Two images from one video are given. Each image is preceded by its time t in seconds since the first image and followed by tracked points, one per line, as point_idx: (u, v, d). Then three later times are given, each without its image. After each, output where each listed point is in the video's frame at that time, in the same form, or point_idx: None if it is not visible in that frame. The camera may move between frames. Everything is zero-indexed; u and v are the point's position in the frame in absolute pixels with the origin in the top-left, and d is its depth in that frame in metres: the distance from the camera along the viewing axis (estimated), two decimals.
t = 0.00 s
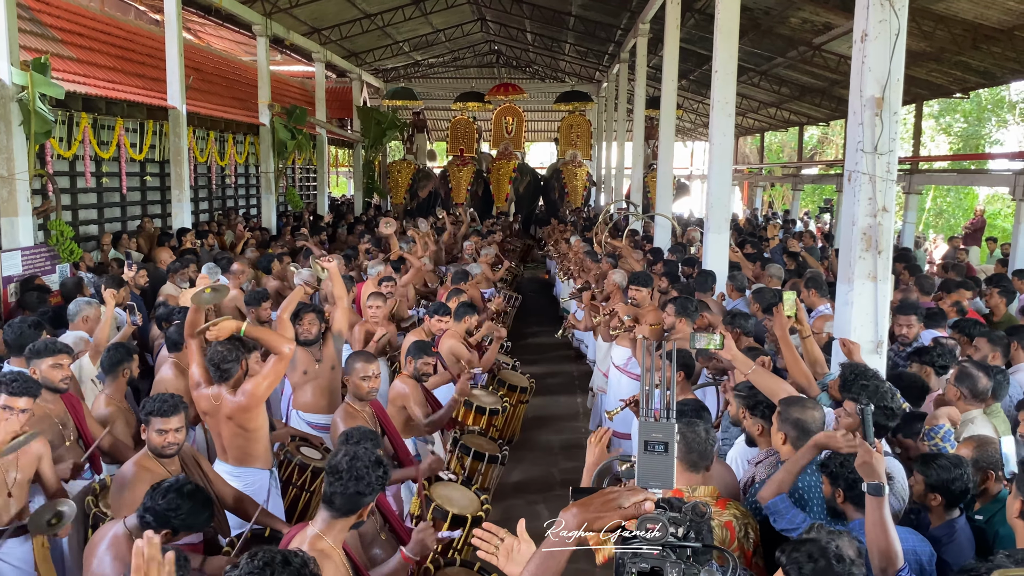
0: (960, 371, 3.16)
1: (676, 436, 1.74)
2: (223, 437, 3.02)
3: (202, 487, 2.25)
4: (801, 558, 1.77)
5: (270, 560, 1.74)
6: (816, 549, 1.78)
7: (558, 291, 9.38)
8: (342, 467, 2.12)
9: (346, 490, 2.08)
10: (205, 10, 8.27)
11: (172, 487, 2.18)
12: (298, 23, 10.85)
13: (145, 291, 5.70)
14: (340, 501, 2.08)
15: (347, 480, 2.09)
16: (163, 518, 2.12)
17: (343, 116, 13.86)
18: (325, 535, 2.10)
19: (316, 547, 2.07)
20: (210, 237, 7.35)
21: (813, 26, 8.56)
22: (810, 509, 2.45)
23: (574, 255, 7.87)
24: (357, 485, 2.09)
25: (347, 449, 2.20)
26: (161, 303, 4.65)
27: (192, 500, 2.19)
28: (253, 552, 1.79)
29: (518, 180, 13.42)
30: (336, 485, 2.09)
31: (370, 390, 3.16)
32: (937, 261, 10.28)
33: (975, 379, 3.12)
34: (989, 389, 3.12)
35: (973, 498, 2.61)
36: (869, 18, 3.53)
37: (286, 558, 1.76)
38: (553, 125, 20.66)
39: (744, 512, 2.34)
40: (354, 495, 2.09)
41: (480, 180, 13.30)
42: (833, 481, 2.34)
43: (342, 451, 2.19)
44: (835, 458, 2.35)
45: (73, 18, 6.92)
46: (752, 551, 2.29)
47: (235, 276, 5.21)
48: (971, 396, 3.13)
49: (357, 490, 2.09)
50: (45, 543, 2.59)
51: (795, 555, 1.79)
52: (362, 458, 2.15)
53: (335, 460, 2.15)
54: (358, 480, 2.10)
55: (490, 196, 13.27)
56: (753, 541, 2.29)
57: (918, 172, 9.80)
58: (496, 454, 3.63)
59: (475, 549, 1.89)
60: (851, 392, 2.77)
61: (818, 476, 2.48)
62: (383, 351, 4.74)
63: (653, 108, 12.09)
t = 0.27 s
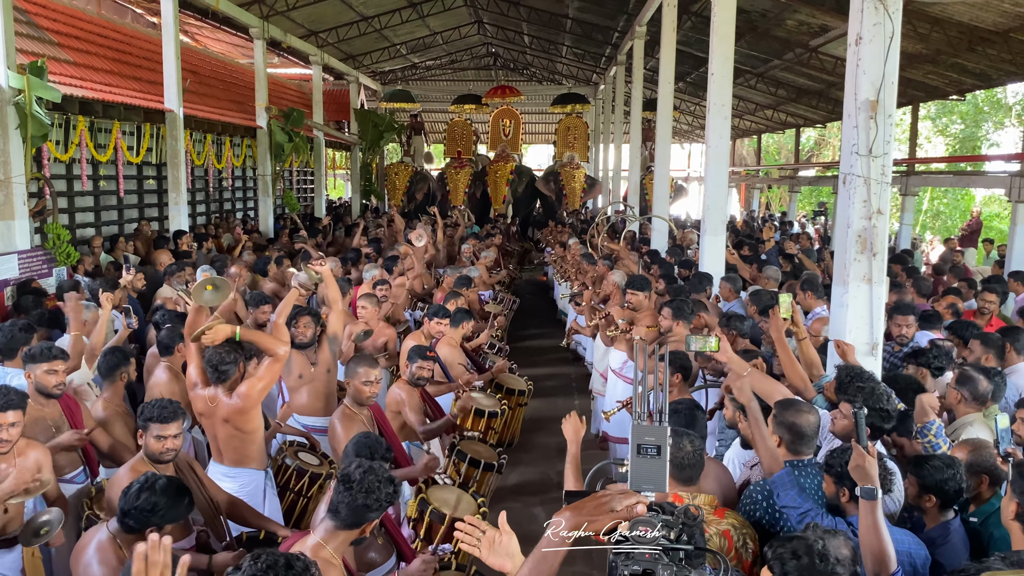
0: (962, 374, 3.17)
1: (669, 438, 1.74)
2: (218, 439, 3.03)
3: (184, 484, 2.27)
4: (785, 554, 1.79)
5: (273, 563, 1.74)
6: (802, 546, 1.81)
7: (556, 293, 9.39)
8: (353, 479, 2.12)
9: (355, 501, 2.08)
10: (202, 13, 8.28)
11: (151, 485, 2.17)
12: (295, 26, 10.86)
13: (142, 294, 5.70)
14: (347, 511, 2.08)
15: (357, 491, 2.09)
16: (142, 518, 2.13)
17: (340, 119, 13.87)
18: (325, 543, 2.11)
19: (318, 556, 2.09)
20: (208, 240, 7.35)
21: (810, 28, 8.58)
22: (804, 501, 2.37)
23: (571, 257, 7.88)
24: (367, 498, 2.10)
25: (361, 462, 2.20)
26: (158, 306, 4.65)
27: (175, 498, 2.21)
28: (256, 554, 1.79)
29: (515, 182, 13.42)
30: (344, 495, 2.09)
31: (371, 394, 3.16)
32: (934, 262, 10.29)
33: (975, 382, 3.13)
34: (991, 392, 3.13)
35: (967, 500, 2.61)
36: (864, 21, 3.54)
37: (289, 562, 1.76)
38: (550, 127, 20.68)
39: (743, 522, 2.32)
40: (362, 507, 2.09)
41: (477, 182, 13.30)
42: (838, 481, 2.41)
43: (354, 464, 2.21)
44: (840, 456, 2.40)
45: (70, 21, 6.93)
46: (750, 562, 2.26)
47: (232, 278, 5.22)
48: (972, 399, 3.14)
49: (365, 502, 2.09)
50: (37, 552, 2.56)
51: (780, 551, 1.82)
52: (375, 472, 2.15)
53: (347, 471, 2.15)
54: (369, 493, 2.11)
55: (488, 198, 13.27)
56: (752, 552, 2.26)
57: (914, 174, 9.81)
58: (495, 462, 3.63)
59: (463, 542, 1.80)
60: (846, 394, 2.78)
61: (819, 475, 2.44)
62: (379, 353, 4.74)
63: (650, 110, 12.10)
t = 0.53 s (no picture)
0: (963, 375, 3.18)
1: (662, 440, 1.73)
2: (214, 441, 3.01)
3: (145, 473, 2.25)
4: (766, 534, 1.81)
5: (269, 565, 1.73)
6: (783, 527, 1.82)
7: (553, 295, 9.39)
8: (338, 480, 2.12)
9: (340, 503, 2.08)
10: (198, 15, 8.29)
11: (116, 481, 2.16)
12: (292, 28, 10.86)
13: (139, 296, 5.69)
14: (332, 513, 2.08)
15: (343, 493, 2.08)
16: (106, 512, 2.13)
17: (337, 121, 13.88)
18: (313, 546, 2.08)
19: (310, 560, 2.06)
20: (204, 242, 7.34)
21: (806, 31, 8.60)
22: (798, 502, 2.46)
23: (568, 259, 7.88)
24: (352, 500, 2.09)
25: (347, 465, 2.20)
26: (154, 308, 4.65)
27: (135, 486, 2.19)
28: (252, 555, 1.79)
29: (512, 185, 13.42)
30: (330, 497, 2.09)
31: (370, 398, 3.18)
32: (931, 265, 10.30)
33: (976, 383, 3.13)
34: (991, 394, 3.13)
35: (962, 503, 2.61)
36: (858, 24, 3.55)
37: (284, 564, 1.76)
38: (547, 130, 20.69)
39: (738, 514, 2.33)
40: (346, 508, 2.08)
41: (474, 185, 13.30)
42: (827, 483, 2.35)
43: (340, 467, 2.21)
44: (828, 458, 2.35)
45: (66, 23, 6.93)
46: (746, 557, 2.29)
47: (227, 281, 5.20)
48: (973, 401, 3.14)
49: (350, 504, 2.08)
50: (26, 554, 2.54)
51: (762, 530, 1.84)
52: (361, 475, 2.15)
53: (334, 474, 2.15)
54: (352, 494, 2.10)
55: (484, 200, 13.27)
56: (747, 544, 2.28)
57: (910, 176, 9.83)
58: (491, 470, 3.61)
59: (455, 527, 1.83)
60: (842, 396, 2.79)
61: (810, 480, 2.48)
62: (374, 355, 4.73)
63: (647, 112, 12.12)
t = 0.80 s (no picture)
0: (966, 375, 3.19)
1: (663, 441, 1.73)
2: (221, 442, 3.00)
3: (132, 469, 2.24)
4: (755, 527, 1.80)
5: (261, 563, 1.72)
6: (772, 520, 1.81)
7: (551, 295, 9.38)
8: (334, 474, 2.11)
9: (335, 496, 2.06)
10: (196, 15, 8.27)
11: (102, 478, 2.15)
12: (290, 27, 10.84)
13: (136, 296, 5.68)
14: (326, 504, 2.06)
15: (339, 486, 2.07)
16: (96, 506, 2.12)
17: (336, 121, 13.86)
18: (302, 542, 2.07)
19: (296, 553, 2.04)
20: (202, 241, 7.33)
21: (805, 31, 8.59)
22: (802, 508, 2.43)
23: (566, 259, 7.86)
24: (347, 495, 2.07)
25: (347, 463, 2.19)
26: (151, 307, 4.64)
27: (123, 482, 2.18)
28: (244, 554, 1.77)
29: (511, 184, 13.41)
30: (325, 489, 2.08)
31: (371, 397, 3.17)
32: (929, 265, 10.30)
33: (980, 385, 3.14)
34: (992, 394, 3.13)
35: (962, 503, 2.60)
36: (858, 23, 3.55)
37: (276, 561, 1.75)
38: (546, 129, 20.68)
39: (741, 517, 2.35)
40: (338, 500, 2.06)
41: (472, 184, 13.28)
42: (832, 482, 2.34)
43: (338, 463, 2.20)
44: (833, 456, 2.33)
45: (64, 21, 6.91)
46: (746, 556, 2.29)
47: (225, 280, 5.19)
48: (973, 400, 3.16)
49: (345, 498, 2.07)
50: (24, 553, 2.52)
51: (750, 524, 1.83)
52: (360, 472, 2.13)
53: (332, 468, 2.13)
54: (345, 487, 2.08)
55: (483, 200, 13.26)
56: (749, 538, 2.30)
57: (909, 176, 9.82)
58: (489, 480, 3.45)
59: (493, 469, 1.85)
60: (843, 395, 2.78)
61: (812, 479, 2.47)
62: (374, 356, 4.72)
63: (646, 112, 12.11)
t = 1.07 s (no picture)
0: (967, 376, 3.18)
1: (670, 440, 1.75)
2: (223, 440, 2.96)
3: (143, 465, 2.26)
4: (752, 527, 1.80)
5: (247, 555, 1.71)
6: (768, 520, 1.80)
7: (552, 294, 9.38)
8: (344, 472, 2.12)
9: (343, 491, 2.07)
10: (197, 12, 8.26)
11: (117, 472, 2.17)
12: (291, 25, 10.82)
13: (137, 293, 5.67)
14: (334, 499, 2.06)
15: (347, 482, 2.08)
16: (109, 500, 2.13)
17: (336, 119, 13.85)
18: (308, 539, 2.06)
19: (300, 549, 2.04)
20: (202, 239, 7.32)
21: (806, 30, 8.59)
22: (810, 510, 2.45)
23: (567, 258, 7.86)
24: (356, 491, 2.08)
25: (357, 463, 2.20)
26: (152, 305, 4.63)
27: (137, 476, 2.20)
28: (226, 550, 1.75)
29: (511, 183, 13.41)
30: (334, 484, 2.09)
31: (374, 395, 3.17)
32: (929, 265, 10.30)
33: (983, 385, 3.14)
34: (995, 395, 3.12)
35: (966, 503, 2.60)
36: (862, 22, 3.54)
37: (262, 548, 1.76)
38: (546, 128, 20.67)
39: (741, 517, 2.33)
40: (348, 498, 2.07)
41: (473, 183, 13.28)
42: (842, 491, 2.34)
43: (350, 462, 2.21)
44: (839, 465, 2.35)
45: (65, 19, 6.90)
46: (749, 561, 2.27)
47: (226, 278, 5.18)
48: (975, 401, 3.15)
49: (354, 495, 2.07)
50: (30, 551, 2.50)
51: (746, 525, 1.82)
52: (370, 473, 2.14)
53: (342, 466, 2.15)
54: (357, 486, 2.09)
55: (483, 199, 13.26)
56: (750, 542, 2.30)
57: (910, 176, 9.82)
58: (494, 495, 3.51)
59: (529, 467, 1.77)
60: (847, 394, 2.78)
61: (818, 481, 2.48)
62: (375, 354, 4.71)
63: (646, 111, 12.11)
